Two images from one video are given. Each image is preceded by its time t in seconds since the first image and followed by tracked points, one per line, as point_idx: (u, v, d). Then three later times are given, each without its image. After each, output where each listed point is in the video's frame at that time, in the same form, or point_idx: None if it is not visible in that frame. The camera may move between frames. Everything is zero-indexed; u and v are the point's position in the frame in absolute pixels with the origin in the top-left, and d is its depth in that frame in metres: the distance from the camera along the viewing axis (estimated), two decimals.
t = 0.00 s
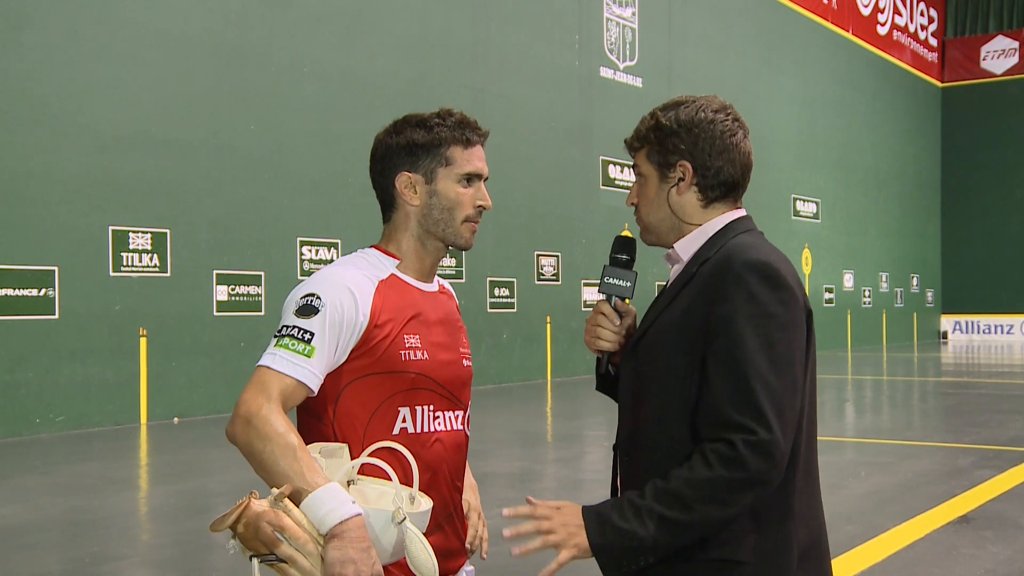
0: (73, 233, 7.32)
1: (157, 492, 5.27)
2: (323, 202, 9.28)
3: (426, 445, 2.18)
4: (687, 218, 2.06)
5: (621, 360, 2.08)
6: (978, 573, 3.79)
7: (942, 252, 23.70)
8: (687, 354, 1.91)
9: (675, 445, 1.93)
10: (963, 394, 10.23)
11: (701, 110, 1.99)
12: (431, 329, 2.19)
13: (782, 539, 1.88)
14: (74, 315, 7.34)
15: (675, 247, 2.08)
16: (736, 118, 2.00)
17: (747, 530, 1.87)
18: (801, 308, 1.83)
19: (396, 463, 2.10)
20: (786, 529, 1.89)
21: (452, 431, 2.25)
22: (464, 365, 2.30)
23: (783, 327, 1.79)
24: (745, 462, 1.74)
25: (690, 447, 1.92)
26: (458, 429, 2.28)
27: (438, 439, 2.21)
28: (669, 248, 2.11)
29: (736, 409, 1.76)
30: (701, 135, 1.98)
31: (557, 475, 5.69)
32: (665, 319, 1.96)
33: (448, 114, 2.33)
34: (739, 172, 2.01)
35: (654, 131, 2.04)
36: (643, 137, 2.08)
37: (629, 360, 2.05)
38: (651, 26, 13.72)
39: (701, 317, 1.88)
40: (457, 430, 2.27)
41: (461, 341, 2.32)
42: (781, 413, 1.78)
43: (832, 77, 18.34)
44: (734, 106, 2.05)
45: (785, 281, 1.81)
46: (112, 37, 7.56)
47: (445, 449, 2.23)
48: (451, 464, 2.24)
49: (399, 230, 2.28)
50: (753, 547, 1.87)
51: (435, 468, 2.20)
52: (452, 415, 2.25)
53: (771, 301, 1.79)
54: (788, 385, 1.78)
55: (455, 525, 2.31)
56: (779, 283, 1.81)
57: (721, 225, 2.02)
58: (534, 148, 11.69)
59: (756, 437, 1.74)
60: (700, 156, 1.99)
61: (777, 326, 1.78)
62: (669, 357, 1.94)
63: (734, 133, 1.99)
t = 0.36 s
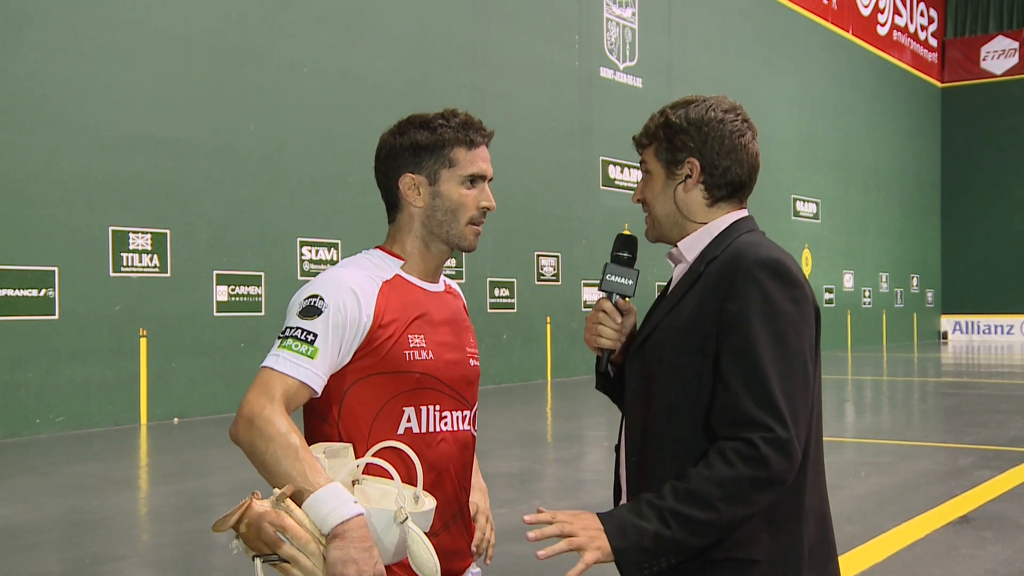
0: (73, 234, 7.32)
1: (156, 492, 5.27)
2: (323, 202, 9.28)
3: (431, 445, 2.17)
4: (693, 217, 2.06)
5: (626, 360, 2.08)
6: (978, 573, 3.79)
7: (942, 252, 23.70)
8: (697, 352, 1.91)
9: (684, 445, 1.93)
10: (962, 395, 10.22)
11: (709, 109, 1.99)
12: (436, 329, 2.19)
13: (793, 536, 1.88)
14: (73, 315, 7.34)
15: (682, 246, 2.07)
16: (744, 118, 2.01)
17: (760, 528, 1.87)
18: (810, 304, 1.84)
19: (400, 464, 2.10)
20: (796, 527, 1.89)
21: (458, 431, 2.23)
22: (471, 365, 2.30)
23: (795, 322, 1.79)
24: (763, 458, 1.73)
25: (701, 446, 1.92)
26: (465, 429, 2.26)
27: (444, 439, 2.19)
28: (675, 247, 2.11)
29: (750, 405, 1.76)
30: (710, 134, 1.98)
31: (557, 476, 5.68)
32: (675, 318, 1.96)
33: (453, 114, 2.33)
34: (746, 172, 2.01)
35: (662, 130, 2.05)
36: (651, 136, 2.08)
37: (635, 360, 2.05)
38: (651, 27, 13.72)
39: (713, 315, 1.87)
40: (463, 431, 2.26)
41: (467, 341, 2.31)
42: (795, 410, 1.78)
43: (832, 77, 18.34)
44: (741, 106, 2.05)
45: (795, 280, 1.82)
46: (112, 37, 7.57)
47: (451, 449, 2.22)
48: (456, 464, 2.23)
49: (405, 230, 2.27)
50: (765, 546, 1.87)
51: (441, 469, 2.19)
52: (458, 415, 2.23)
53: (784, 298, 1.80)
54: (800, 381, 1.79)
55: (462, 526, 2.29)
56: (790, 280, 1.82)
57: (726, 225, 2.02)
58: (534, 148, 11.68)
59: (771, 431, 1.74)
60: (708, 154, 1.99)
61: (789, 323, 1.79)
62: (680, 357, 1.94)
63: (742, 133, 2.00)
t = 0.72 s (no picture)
0: (73, 234, 7.31)
1: (157, 492, 5.25)
2: (323, 202, 9.28)
3: (433, 447, 2.16)
4: (697, 218, 2.06)
5: (631, 361, 2.08)
6: (978, 573, 3.78)
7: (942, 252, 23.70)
8: (703, 353, 1.91)
9: (691, 446, 1.93)
10: (962, 395, 10.22)
11: (710, 110, 1.99)
12: (438, 330, 2.19)
13: (798, 539, 1.88)
14: (73, 315, 7.33)
15: (687, 247, 2.07)
16: (743, 119, 2.01)
17: (767, 529, 1.87)
18: (818, 305, 1.84)
19: (402, 465, 2.09)
20: (803, 528, 1.89)
21: (461, 432, 2.23)
22: (474, 367, 2.30)
23: (804, 324, 1.80)
24: (774, 460, 1.73)
25: (708, 447, 1.92)
26: (468, 430, 2.26)
27: (446, 441, 2.19)
28: (679, 248, 2.11)
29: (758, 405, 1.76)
30: (711, 135, 1.98)
31: (558, 476, 5.68)
32: (681, 319, 1.96)
33: (456, 113, 2.33)
34: (748, 172, 2.01)
35: (663, 132, 2.04)
36: (652, 138, 2.08)
37: (641, 361, 2.05)
38: (651, 27, 13.72)
39: (720, 316, 1.87)
40: (466, 432, 2.25)
41: (469, 342, 2.31)
42: (803, 413, 1.78)
43: (831, 77, 18.35)
44: (741, 107, 2.05)
45: (803, 281, 1.82)
46: (112, 37, 7.56)
47: (453, 451, 2.21)
48: (459, 465, 2.23)
49: (407, 230, 2.27)
50: (772, 547, 1.87)
51: (443, 471, 2.18)
52: (462, 416, 2.23)
53: (792, 299, 1.80)
54: (807, 382, 1.79)
55: (465, 526, 2.29)
56: (797, 281, 1.82)
57: (730, 227, 2.02)
58: (534, 148, 11.68)
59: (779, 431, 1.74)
60: (710, 155, 1.99)
61: (797, 323, 1.79)
62: (686, 358, 1.94)
63: (743, 133, 1.99)
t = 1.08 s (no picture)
0: (73, 234, 7.31)
1: (157, 493, 5.25)
2: (323, 203, 9.29)
3: (429, 449, 2.16)
4: (700, 219, 2.06)
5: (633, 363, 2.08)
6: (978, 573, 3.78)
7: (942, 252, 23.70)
8: (703, 355, 1.91)
9: (691, 449, 1.93)
10: (962, 396, 10.22)
11: (717, 110, 1.99)
12: (434, 332, 2.18)
13: (795, 542, 1.88)
14: (74, 316, 7.33)
15: (688, 248, 2.08)
16: (751, 119, 2.00)
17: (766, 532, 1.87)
18: (817, 309, 1.84)
19: (398, 467, 2.09)
20: (802, 531, 1.89)
21: (458, 434, 2.23)
22: (472, 368, 2.29)
23: (804, 327, 1.80)
24: (771, 464, 1.73)
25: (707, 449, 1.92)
26: (465, 432, 2.26)
27: (442, 443, 2.19)
28: (682, 249, 2.12)
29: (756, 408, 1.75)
30: (717, 135, 1.98)
31: (558, 476, 5.67)
32: (681, 320, 1.96)
33: (454, 113, 2.33)
34: (753, 172, 2.00)
35: (669, 131, 2.05)
36: (658, 136, 2.08)
37: (642, 362, 2.05)
38: (651, 27, 13.72)
39: (719, 319, 1.87)
40: (463, 434, 2.25)
41: (468, 343, 2.31)
42: (801, 416, 1.78)
43: (832, 77, 18.35)
44: (749, 107, 2.04)
45: (802, 284, 1.82)
46: (112, 38, 7.57)
47: (450, 452, 2.21)
48: (455, 467, 2.23)
49: (405, 230, 2.27)
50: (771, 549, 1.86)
51: (439, 472, 2.19)
52: (459, 418, 2.23)
53: (790, 302, 1.79)
54: (805, 385, 1.79)
55: (463, 527, 2.29)
56: (796, 283, 1.81)
57: (733, 227, 2.02)
58: (534, 148, 11.69)
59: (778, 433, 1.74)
60: (715, 155, 1.99)
61: (794, 324, 1.78)
62: (687, 360, 1.94)
63: (749, 133, 1.99)
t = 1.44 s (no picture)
0: (73, 234, 7.32)
1: (156, 494, 5.26)
2: (323, 203, 9.29)
3: (422, 450, 2.16)
4: (702, 218, 2.06)
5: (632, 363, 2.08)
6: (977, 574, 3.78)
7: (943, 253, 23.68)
8: (701, 356, 1.91)
9: (687, 449, 1.94)
10: (962, 396, 10.20)
11: (721, 110, 1.99)
12: (427, 333, 2.19)
13: (793, 540, 1.89)
14: (74, 317, 7.34)
15: (689, 248, 2.08)
16: (755, 119, 2.00)
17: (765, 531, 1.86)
18: (814, 308, 1.83)
19: (390, 469, 2.10)
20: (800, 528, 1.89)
21: (452, 435, 2.23)
22: (465, 369, 2.30)
23: (799, 327, 1.79)
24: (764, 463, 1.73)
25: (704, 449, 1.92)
26: (459, 433, 2.26)
27: (435, 444, 2.19)
28: (682, 248, 2.12)
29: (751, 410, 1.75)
30: (721, 134, 1.98)
31: (556, 477, 5.67)
32: (679, 321, 1.97)
33: (448, 113, 2.33)
34: (756, 173, 2.00)
35: (673, 130, 2.05)
36: (661, 135, 2.09)
37: (640, 362, 2.05)
38: (651, 28, 13.73)
39: (717, 319, 1.87)
40: (456, 435, 2.25)
41: (461, 344, 2.31)
42: (796, 417, 1.78)
43: (832, 78, 18.35)
44: (753, 107, 2.04)
45: (799, 284, 1.81)
46: (112, 39, 7.58)
47: (443, 454, 2.21)
48: (449, 468, 2.23)
49: (398, 230, 2.28)
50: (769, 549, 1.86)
51: (431, 473, 2.19)
52: (452, 418, 2.23)
53: (786, 304, 1.79)
54: (800, 386, 1.78)
55: (455, 529, 2.29)
56: (793, 283, 1.81)
57: (735, 226, 2.02)
58: (534, 149, 11.69)
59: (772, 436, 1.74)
60: (717, 155, 1.99)
61: (790, 325, 1.78)
62: (684, 361, 1.94)
63: (753, 134, 1.99)
